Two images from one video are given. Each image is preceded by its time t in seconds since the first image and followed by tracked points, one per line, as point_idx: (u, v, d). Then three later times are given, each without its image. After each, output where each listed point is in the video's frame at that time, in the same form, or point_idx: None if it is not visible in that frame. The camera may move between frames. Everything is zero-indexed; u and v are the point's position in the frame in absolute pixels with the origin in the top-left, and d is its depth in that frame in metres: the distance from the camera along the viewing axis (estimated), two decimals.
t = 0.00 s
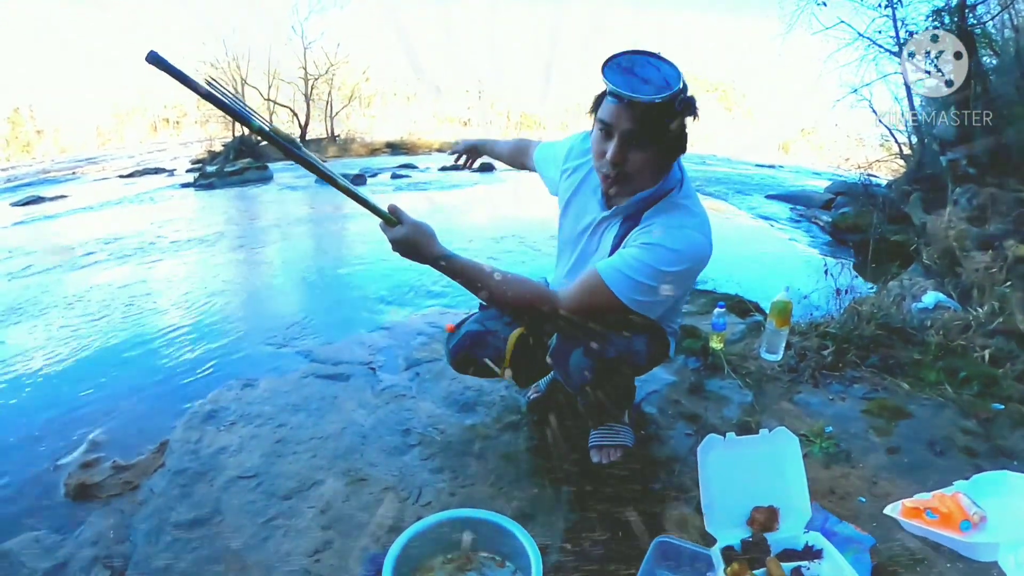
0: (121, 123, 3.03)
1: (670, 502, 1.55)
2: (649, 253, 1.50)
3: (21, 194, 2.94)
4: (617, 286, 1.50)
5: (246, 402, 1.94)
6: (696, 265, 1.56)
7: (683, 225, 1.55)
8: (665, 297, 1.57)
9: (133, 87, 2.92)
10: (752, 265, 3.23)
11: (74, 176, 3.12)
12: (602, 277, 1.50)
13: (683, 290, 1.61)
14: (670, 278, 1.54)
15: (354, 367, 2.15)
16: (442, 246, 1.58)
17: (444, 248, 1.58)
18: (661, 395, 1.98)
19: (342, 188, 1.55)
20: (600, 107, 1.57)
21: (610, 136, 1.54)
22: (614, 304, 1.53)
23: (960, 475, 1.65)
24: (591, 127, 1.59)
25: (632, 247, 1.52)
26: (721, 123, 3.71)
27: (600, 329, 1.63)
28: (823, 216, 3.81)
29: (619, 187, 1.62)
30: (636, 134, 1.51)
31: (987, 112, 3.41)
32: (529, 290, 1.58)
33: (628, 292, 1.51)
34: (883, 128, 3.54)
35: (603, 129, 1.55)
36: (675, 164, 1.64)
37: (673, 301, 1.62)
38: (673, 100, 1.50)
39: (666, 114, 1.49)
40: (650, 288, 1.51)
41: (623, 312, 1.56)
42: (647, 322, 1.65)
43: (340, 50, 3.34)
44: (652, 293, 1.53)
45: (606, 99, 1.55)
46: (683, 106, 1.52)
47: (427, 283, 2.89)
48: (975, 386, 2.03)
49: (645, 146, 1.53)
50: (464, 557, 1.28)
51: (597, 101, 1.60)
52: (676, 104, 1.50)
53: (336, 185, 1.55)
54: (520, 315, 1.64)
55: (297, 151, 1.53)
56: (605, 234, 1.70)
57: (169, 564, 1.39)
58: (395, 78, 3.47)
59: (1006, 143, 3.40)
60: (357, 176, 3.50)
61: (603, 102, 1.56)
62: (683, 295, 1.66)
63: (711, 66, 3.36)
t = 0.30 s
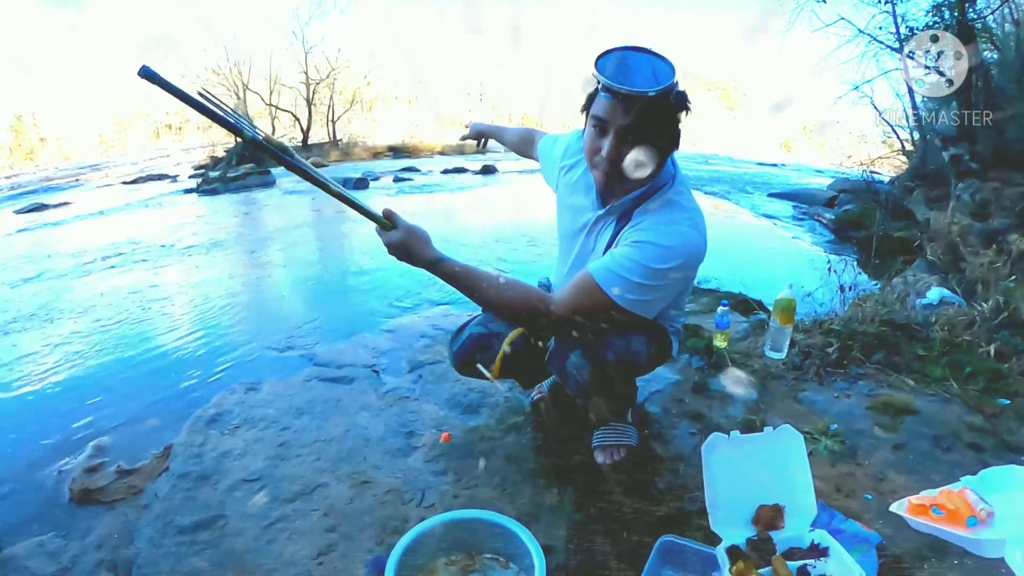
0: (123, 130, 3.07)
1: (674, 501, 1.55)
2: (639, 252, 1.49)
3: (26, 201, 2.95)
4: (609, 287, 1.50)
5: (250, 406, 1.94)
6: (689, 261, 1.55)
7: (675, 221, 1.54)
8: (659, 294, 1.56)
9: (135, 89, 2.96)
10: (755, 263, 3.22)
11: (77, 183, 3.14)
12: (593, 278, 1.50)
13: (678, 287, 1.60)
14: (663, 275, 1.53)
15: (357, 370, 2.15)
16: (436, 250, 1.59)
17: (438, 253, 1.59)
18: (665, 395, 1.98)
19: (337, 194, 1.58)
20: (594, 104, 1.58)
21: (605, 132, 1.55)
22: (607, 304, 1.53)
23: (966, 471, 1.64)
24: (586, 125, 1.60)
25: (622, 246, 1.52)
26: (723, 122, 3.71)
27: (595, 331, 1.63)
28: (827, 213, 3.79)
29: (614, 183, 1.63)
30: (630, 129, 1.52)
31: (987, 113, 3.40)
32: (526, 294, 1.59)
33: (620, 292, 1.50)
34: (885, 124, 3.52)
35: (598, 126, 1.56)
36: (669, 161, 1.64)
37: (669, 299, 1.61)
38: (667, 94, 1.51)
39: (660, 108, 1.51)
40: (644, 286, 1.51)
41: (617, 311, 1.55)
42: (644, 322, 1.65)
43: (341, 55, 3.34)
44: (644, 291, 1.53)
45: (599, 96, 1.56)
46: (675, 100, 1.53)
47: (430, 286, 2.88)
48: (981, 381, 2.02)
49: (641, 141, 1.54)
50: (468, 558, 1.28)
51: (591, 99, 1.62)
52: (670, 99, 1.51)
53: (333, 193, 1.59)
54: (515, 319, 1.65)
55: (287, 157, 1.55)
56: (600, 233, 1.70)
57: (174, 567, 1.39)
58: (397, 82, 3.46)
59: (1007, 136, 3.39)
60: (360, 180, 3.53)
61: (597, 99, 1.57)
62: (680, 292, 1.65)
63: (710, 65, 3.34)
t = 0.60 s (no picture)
0: (125, 134, 3.15)
1: (676, 501, 1.55)
2: (631, 249, 1.50)
3: (27, 205, 2.97)
4: (605, 285, 1.50)
5: (253, 409, 1.95)
6: (683, 256, 1.55)
7: (665, 217, 1.54)
8: (654, 290, 1.56)
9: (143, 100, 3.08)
10: (757, 263, 3.22)
11: (80, 187, 3.18)
12: (588, 278, 1.51)
13: (674, 282, 1.60)
14: (657, 271, 1.53)
15: (360, 372, 2.16)
16: (433, 257, 1.60)
17: (435, 260, 1.60)
18: (667, 395, 1.98)
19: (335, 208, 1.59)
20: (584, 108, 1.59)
21: (595, 134, 1.55)
22: (603, 303, 1.53)
23: (969, 469, 1.64)
24: (577, 129, 1.60)
25: (615, 245, 1.53)
26: (724, 121, 3.81)
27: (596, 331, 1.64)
28: (828, 212, 3.83)
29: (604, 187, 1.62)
30: (622, 131, 1.53)
31: (986, 113, 3.30)
32: (525, 298, 1.59)
33: (615, 290, 1.51)
34: (885, 121, 3.62)
35: (589, 129, 1.56)
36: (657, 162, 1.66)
37: (666, 295, 1.61)
38: (657, 95, 1.52)
39: (651, 110, 1.52)
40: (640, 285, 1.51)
41: (614, 310, 1.56)
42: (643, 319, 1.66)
43: (342, 58, 3.35)
44: (639, 288, 1.53)
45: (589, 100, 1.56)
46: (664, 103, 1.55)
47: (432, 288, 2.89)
48: (983, 379, 2.02)
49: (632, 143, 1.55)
50: (470, 559, 1.28)
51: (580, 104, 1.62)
52: (659, 101, 1.52)
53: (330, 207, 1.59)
54: (515, 323, 1.65)
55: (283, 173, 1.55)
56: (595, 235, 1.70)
57: (179, 569, 1.40)
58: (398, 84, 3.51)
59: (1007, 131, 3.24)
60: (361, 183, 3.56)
61: (586, 103, 1.57)
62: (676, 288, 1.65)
63: (717, 65, 3.41)
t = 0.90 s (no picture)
0: (123, 134, 3.17)
1: (679, 495, 1.56)
2: (623, 234, 1.50)
3: (25, 207, 2.97)
4: (600, 273, 1.51)
5: (257, 408, 1.97)
6: (676, 235, 1.53)
7: (656, 198, 1.54)
8: (651, 273, 1.55)
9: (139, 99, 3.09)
10: (756, 255, 3.23)
11: (77, 188, 3.17)
12: (583, 268, 1.52)
13: (671, 263, 1.58)
14: (652, 252, 1.51)
15: (362, 369, 2.17)
16: (440, 246, 1.61)
17: (442, 249, 1.61)
18: (668, 389, 1.99)
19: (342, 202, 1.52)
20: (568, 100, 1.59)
21: (580, 122, 1.56)
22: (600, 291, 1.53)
23: (969, 460, 1.65)
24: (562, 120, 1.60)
25: (608, 232, 1.53)
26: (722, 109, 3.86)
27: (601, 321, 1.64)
28: (828, 203, 3.83)
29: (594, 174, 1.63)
30: (605, 116, 1.53)
31: (987, 112, 3.34)
32: (524, 288, 1.61)
33: (611, 277, 1.51)
34: (886, 112, 3.59)
35: (574, 119, 1.57)
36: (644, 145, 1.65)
37: (663, 278, 1.60)
38: (635, 76, 1.53)
39: (630, 92, 1.52)
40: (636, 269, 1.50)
41: (613, 297, 1.55)
42: (643, 308, 1.67)
43: (338, 53, 3.37)
44: (636, 272, 1.52)
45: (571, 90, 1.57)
46: (643, 83, 1.55)
47: (434, 283, 2.90)
48: (982, 369, 2.03)
49: (617, 127, 1.55)
50: (476, 555, 1.30)
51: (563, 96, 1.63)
52: (638, 82, 1.53)
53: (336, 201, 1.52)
54: (519, 314, 1.66)
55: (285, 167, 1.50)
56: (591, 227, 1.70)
57: (187, 569, 1.41)
58: (396, 80, 3.51)
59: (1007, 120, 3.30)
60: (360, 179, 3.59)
61: (569, 93, 1.58)
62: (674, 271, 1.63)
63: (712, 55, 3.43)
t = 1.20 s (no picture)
0: (121, 131, 3.05)
1: (676, 491, 1.56)
2: (618, 221, 1.51)
3: (24, 204, 2.95)
4: (595, 260, 1.52)
5: (255, 404, 1.96)
6: (671, 225, 1.55)
7: (651, 188, 1.55)
8: (647, 262, 1.56)
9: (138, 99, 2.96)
10: (755, 254, 3.22)
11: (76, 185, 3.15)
12: (579, 255, 1.53)
13: (666, 253, 1.59)
14: (647, 240, 1.52)
15: (360, 366, 2.16)
16: (438, 233, 1.60)
17: (441, 236, 1.60)
18: (666, 385, 1.99)
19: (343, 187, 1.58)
20: (572, 99, 1.58)
21: (594, 120, 1.54)
22: (596, 278, 1.54)
23: (966, 458, 1.65)
24: (568, 120, 1.59)
25: (603, 221, 1.54)
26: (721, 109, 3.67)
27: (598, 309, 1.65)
28: (827, 200, 3.85)
29: (608, 172, 1.61)
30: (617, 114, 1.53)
31: (987, 113, 3.39)
32: (527, 277, 1.59)
33: (607, 264, 1.52)
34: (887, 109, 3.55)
35: (585, 117, 1.55)
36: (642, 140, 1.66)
37: (658, 268, 1.61)
38: (642, 75, 1.54)
39: (639, 90, 1.53)
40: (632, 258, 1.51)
41: (607, 284, 1.56)
42: (638, 298, 1.68)
43: (338, 49, 3.40)
44: (631, 259, 1.53)
45: (578, 89, 1.56)
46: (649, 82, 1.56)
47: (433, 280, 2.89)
48: (981, 367, 2.03)
49: (630, 123, 1.55)
50: (473, 551, 1.30)
51: (565, 96, 1.61)
52: (645, 81, 1.54)
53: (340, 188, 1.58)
54: (516, 302, 1.67)
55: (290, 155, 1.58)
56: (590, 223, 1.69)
57: (186, 565, 1.41)
58: (395, 76, 3.49)
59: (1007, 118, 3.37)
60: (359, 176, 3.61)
61: (575, 93, 1.57)
62: (670, 263, 1.64)
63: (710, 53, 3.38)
